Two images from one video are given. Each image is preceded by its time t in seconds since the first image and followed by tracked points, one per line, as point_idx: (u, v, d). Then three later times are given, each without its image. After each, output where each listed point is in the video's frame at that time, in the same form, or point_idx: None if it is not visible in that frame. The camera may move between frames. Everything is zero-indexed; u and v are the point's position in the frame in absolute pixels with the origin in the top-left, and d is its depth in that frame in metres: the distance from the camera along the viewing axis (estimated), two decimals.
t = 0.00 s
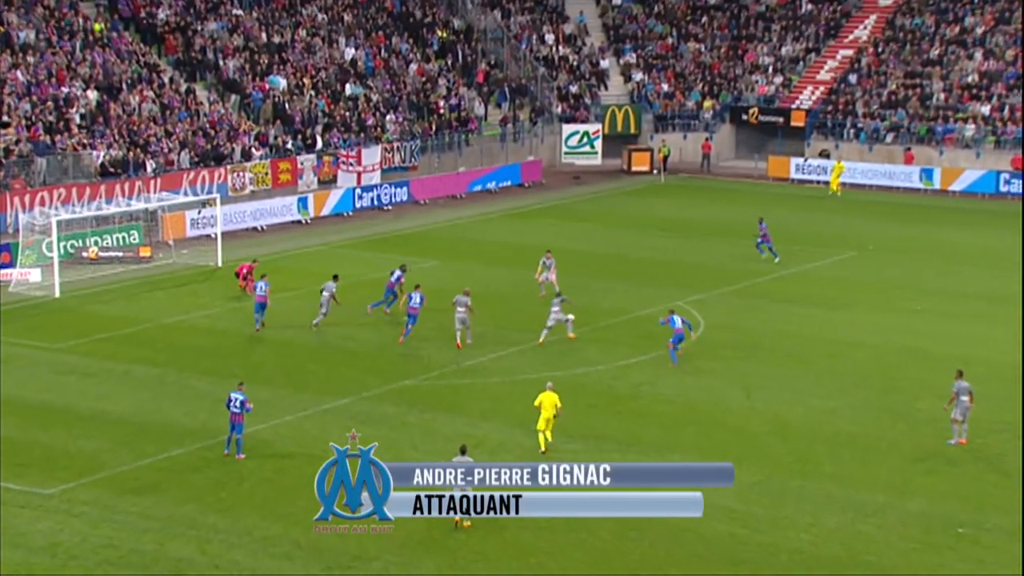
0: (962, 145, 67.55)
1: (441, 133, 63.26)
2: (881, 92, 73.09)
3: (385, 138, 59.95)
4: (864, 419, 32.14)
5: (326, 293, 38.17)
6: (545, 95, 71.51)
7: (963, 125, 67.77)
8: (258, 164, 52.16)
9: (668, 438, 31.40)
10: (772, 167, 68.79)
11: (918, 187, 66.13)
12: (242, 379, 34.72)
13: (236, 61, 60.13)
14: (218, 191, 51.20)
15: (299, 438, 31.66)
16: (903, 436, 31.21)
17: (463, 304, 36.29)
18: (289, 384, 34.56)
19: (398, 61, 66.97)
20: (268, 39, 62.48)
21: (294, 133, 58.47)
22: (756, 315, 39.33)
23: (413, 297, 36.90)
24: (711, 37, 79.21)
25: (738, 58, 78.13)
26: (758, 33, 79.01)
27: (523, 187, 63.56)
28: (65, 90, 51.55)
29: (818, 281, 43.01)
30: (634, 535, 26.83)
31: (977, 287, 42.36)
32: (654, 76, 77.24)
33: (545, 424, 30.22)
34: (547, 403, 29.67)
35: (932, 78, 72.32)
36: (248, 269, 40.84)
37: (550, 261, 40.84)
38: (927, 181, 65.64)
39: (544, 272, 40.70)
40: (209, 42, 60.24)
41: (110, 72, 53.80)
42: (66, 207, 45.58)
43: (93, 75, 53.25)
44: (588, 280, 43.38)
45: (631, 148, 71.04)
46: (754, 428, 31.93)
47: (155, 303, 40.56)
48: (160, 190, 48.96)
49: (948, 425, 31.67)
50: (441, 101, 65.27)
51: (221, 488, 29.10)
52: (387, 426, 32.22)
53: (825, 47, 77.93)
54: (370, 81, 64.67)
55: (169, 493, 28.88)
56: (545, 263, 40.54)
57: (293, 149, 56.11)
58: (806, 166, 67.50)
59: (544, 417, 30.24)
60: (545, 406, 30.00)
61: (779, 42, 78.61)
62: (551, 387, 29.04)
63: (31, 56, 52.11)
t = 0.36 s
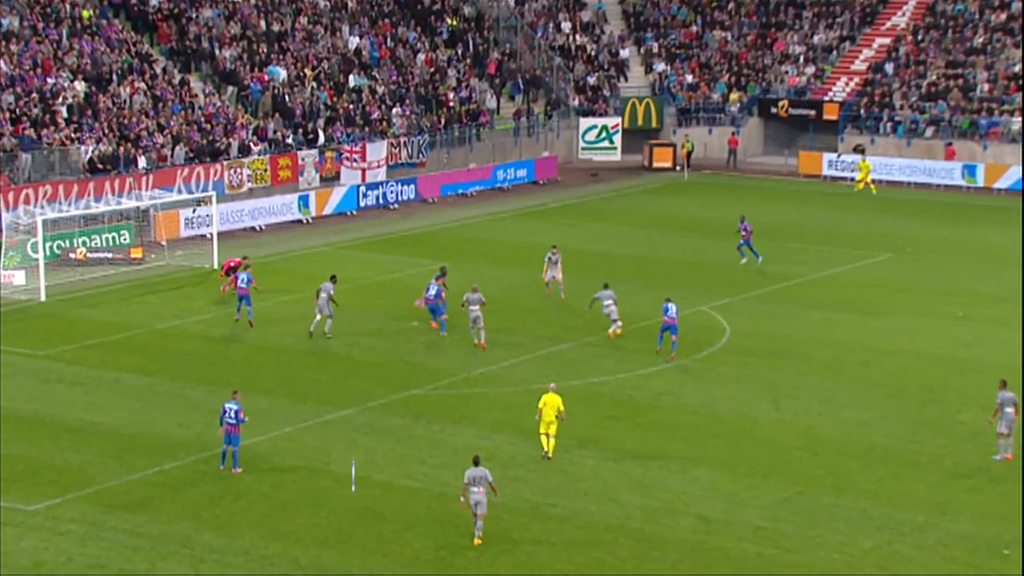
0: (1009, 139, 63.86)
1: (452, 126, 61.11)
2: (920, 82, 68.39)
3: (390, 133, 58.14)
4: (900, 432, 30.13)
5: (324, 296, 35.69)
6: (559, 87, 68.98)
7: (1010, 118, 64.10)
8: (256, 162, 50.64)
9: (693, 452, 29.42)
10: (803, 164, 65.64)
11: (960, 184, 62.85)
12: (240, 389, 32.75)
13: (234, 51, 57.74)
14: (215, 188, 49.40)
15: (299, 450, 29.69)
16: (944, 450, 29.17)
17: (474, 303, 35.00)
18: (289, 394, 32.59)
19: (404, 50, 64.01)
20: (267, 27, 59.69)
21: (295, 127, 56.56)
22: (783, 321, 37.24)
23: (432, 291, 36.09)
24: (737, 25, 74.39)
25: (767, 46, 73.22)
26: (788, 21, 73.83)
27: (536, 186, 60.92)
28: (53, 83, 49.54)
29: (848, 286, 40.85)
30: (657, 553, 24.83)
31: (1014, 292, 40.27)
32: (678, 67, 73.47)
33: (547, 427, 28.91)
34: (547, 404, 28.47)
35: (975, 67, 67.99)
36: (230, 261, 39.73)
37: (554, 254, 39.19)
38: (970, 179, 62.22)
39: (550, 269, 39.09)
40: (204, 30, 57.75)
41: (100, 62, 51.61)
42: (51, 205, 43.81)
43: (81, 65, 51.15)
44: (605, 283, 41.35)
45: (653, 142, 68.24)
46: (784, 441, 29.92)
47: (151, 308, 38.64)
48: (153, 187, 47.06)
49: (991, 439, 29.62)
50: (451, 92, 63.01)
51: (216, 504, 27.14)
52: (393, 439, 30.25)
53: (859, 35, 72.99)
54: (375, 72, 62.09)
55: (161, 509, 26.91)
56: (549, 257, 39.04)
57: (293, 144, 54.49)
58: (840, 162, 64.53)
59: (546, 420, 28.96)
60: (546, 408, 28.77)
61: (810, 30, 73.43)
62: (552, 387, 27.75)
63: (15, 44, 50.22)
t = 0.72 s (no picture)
0: None
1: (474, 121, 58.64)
2: (973, 72, 66.59)
3: (409, 126, 55.41)
4: (950, 445, 28.27)
5: (347, 302, 33.68)
6: (588, 78, 66.14)
7: None
8: (268, 157, 49.01)
9: (731, 465, 27.63)
10: (846, 159, 62.96)
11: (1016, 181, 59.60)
12: (250, 397, 31.11)
13: (244, 40, 55.77)
14: (224, 185, 47.73)
15: (312, 461, 28.05)
16: (999, 464, 27.30)
17: (488, 303, 33.51)
18: (302, 402, 30.94)
19: (425, 40, 62.03)
20: (280, 14, 58.00)
21: (309, 120, 54.32)
22: (822, 327, 35.39)
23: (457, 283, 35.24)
24: (778, 11, 72.33)
25: (808, 35, 71.08)
26: (832, 7, 72.02)
27: (563, 182, 59.18)
28: (53, 74, 48.12)
29: (890, 290, 38.94)
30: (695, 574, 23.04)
31: None
32: (713, 56, 70.68)
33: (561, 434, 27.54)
34: (561, 407, 27.20)
35: None
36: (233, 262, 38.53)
37: (568, 248, 38.42)
38: None
39: (561, 262, 38.17)
40: (213, 18, 55.99)
41: (103, 51, 50.02)
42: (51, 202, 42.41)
43: (84, 55, 49.70)
44: (635, 286, 39.58)
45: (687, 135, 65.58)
46: (826, 454, 28.11)
47: (159, 311, 37.07)
48: (159, 184, 45.63)
49: None
50: (473, 84, 60.54)
51: (225, 518, 25.50)
52: (411, 450, 28.57)
53: (909, 22, 71.54)
54: (394, 62, 59.84)
55: (166, 523, 25.28)
56: (561, 249, 38.28)
57: (306, 138, 52.53)
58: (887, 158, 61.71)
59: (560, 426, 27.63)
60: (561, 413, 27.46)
61: (857, 17, 71.91)
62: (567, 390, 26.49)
63: (14, 32, 48.71)
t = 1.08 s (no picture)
0: None
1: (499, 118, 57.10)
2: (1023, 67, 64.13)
3: (430, 126, 54.47)
4: (999, 459, 26.85)
5: (379, 309, 32.40)
6: (619, 73, 64.11)
7: None
8: (284, 156, 47.71)
9: (769, 480, 26.28)
10: (889, 159, 61.11)
11: None
12: (267, 407, 29.95)
13: (259, 35, 54.69)
14: (239, 185, 46.64)
15: (329, 473, 26.85)
16: None
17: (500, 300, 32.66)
18: (319, 413, 29.73)
19: (447, 33, 60.61)
20: (297, 8, 56.90)
21: (327, 118, 53.04)
22: (861, 335, 33.99)
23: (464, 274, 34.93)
24: (817, 5, 69.76)
25: (850, 28, 68.46)
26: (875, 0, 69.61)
27: (591, 183, 57.81)
28: (61, 68, 47.20)
29: (931, 297, 37.48)
30: None
31: None
32: (751, 52, 68.50)
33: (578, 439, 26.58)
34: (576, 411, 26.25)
35: None
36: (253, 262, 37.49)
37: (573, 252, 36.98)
38: None
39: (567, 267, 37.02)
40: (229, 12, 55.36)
41: (115, 46, 49.24)
42: (59, 203, 41.57)
43: (94, 50, 48.79)
44: (665, 291, 38.26)
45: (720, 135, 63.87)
46: (868, 468, 26.73)
47: (173, 317, 36.00)
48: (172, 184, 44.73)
49: None
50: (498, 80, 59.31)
51: (238, 532, 24.32)
52: (433, 462, 27.34)
53: (956, 15, 69.46)
54: (416, 57, 58.53)
55: (176, 537, 24.12)
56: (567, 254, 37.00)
57: (324, 137, 51.29)
58: (932, 157, 59.94)
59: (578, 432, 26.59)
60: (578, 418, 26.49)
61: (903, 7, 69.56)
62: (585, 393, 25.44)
63: (22, 27, 47.94)
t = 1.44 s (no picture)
0: None
1: (539, 120, 55.95)
2: None
3: (467, 128, 53.25)
4: None
5: (424, 316, 31.38)
6: (663, 74, 62.65)
7: None
8: (316, 160, 46.81)
9: (821, 497, 25.12)
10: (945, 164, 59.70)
11: None
12: (298, 419, 29.04)
13: (292, 35, 54.09)
14: (269, 189, 45.90)
15: (363, 488, 25.90)
16: None
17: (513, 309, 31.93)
18: (352, 425, 28.78)
19: (485, 33, 59.75)
20: (331, 6, 56.11)
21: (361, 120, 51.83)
22: (912, 346, 32.77)
23: (475, 272, 34.82)
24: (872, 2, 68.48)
25: (907, 27, 67.15)
26: None
27: (634, 188, 56.70)
28: (89, 68, 46.68)
29: (984, 307, 36.22)
30: None
31: None
32: (802, 51, 66.95)
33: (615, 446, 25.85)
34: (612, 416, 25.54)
35: None
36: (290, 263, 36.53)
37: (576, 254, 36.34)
38: None
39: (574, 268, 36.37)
40: (262, 11, 54.65)
41: (143, 46, 48.54)
42: (87, 209, 41.01)
43: (123, 51, 48.20)
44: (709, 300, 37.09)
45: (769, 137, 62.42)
46: (925, 485, 25.52)
47: (202, 326, 35.19)
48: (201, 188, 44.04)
49: None
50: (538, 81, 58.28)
51: (267, 548, 23.40)
52: (469, 476, 26.33)
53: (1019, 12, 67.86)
54: (453, 57, 57.61)
55: (203, 553, 23.20)
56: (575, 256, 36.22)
57: (358, 139, 50.38)
58: (990, 161, 58.60)
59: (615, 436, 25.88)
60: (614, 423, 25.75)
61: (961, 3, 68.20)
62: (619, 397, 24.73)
63: (49, 27, 47.37)
